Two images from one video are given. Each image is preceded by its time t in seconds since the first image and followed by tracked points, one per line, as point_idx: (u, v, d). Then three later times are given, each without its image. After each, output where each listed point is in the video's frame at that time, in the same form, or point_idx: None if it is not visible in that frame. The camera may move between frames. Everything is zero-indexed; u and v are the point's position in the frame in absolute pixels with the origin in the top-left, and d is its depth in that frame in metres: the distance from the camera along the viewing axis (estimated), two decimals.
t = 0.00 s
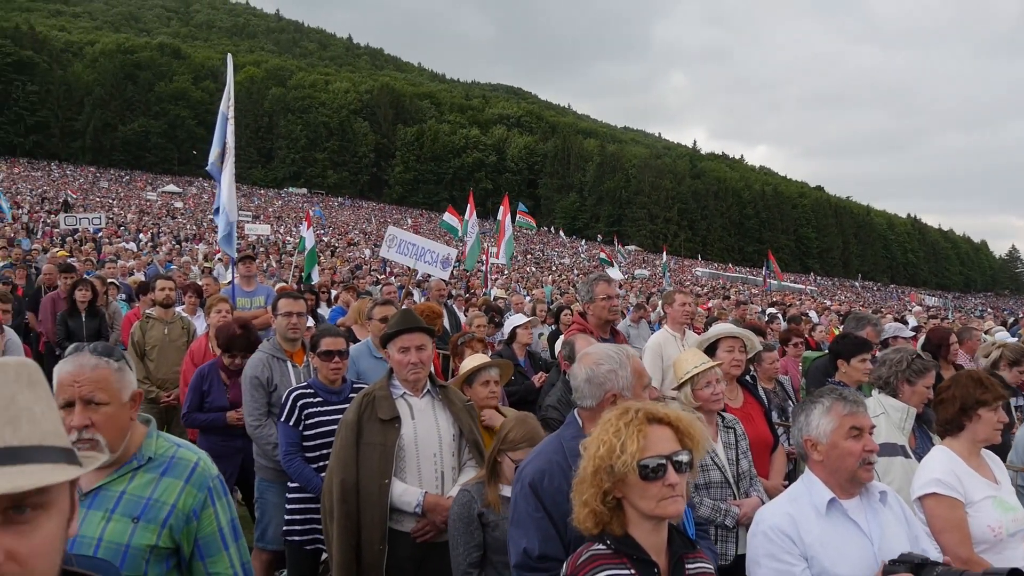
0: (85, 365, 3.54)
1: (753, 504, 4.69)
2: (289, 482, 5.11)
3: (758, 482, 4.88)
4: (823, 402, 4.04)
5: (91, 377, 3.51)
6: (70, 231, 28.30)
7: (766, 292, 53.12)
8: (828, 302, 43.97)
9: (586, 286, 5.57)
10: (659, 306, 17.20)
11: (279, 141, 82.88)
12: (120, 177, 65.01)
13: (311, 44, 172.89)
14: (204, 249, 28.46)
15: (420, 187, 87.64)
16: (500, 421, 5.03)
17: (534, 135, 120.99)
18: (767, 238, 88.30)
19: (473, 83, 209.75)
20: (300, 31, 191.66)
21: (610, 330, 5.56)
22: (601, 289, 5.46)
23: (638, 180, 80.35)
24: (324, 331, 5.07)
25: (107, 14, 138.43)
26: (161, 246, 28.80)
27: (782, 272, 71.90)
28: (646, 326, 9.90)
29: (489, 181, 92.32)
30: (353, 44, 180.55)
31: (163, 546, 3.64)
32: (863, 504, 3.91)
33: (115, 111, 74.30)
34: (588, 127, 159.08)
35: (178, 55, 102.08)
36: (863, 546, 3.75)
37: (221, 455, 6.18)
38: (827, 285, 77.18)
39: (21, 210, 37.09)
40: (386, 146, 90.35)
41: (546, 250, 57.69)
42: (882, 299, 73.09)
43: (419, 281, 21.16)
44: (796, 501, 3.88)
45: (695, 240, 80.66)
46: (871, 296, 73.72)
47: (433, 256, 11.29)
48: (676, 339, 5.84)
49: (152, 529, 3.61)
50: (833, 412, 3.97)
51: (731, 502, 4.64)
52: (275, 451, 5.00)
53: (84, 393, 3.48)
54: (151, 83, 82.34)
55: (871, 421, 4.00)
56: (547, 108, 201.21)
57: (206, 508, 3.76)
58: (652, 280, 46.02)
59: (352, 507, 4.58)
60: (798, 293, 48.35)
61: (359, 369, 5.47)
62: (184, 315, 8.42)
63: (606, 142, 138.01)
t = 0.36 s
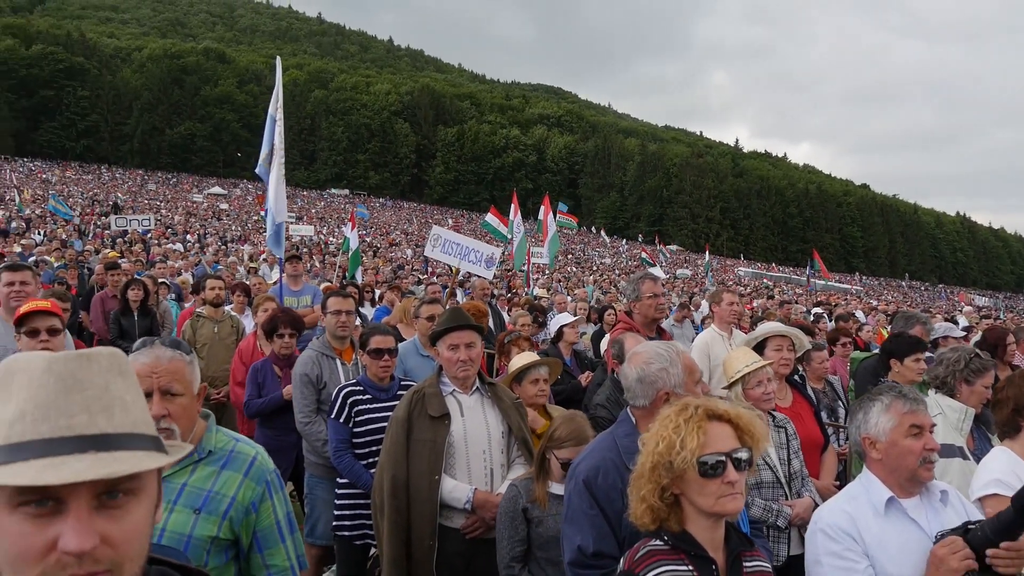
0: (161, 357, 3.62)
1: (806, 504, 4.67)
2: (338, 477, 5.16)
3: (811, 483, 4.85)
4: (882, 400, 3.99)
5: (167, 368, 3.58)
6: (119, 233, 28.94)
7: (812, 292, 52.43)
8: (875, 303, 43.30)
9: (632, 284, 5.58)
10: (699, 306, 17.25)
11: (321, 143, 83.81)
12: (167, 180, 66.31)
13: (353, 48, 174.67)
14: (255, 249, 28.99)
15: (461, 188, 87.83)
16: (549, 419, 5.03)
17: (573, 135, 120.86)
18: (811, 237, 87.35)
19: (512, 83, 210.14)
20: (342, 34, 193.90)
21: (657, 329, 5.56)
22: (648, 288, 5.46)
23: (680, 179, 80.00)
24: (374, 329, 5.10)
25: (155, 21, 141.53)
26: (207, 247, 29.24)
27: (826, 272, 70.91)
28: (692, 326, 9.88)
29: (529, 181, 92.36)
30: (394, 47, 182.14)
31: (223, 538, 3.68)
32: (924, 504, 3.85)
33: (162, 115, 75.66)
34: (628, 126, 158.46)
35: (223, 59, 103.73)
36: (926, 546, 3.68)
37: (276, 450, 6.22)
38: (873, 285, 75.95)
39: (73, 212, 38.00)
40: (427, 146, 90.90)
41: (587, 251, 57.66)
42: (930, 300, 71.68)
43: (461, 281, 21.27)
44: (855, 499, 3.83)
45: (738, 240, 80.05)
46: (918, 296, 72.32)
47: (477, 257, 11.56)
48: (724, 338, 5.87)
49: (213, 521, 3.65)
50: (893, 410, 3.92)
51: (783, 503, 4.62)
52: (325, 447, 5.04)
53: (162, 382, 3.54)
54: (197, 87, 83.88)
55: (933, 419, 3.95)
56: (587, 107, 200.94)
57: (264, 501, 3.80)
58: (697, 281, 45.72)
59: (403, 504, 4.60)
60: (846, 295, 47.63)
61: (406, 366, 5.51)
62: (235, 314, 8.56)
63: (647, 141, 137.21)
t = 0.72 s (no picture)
0: (236, 352, 3.70)
1: (869, 508, 4.60)
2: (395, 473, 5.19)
3: (873, 485, 4.77)
4: (956, 400, 3.93)
5: (242, 363, 3.67)
6: (175, 234, 29.68)
7: (867, 293, 51.54)
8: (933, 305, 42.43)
9: (687, 283, 5.58)
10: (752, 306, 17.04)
11: (370, 145, 85.12)
12: (221, 183, 67.91)
13: (400, 50, 176.47)
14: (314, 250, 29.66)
15: (508, 188, 88.07)
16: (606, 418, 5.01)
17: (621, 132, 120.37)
18: (864, 236, 85.92)
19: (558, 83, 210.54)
20: (390, 37, 196.49)
21: (711, 329, 5.55)
22: (702, 285, 5.45)
23: (729, 178, 79.29)
24: (429, 328, 5.13)
25: (209, 26, 144.76)
26: (263, 247, 29.93)
27: (879, 273, 69.61)
28: (744, 324, 9.81)
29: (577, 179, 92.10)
30: (440, 48, 183.56)
31: (290, 531, 3.72)
32: (999, 506, 3.76)
33: (214, 119, 77.83)
34: (675, 123, 157.42)
35: (274, 63, 105.77)
36: (1001, 548, 3.61)
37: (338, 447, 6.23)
38: (929, 284, 74.30)
39: (132, 214, 39.08)
40: (474, 147, 91.39)
41: (634, 250, 57.40)
42: (988, 300, 69.92)
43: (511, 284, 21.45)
44: (925, 500, 3.77)
45: (788, 239, 79.11)
46: (975, 297, 70.59)
47: (527, 256, 11.53)
48: (779, 337, 5.86)
49: (280, 514, 3.70)
50: (970, 410, 3.85)
51: (845, 505, 4.56)
52: (381, 444, 5.07)
53: (236, 377, 3.61)
54: (249, 90, 85.75)
55: (1009, 420, 3.87)
56: (634, 105, 200.12)
57: (328, 494, 3.83)
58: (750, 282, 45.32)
59: (460, 499, 4.61)
60: (906, 295, 46.70)
61: (460, 364, 5.54)
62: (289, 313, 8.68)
63: (695, 138, 135.69)
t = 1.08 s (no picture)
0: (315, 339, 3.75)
1: (948, 507, 4.48)
2: (462, 468, 5.22)
3: (953, 485, 4.64)
4: None
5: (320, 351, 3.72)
6: (238, 235, 30.52)
7: (935, 293, 50.32)
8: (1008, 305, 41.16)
9: (754, 278, 5.52)
10: (812, 304, 16.69)
11: (427, 146, 86.20)
12: (282, 185, 69.52)
13: (457, 51, 178.54)
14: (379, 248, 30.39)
15: (565, 187, 88.21)
16: (674, 415, 4.95)
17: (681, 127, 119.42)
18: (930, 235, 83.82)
19: (615, 82, 209.89)
20: (447, 39, 198.86)
21: (777, 324, 5.47)
22: (769, 280, 5.40)
23: (788, 176, 78.18)
24: (494, 322, 5.16)
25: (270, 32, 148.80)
26: (325, 246, 30.73)
27: (945, 272, 67.81)
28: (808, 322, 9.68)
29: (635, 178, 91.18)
30: (497, 49, 185.01)
31: (367, 519, 3.74)
32: None
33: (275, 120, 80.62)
34: (735, 122, 155.81)
35: (332, 66, 107.87)
36: None
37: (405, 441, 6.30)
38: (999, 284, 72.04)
39: (197, 215, 40.42)
40: (530, 147, 91.67)
41: (693, 250, 57.01)
42: None
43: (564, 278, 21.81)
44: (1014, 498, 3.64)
45: (850, 238, 77.63)
46: None
47: (587, 255, 13.25)
48: (847, 334, 5.80)
49: (357, 502, 3.72)
50: None
51: (923, 505, 4.45)
52: (448, 438, 5.10)
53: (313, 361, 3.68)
54: (308, 94, 87.77)
55: None
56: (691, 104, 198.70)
57: (404, 485, 3.84)
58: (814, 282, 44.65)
59: (527, 493, 4.59)
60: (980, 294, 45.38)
61: (524, 360, 5.55)
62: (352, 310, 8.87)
63: (753, 136, 133.85)
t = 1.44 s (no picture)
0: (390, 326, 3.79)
1: None
2: (527, 463, 5.23)
3: None
4: None
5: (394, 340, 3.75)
6: (302, 235, 31.43)
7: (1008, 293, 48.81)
8: None
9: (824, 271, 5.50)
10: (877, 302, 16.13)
11: (484, 145, 87.08)
12: (341, 186, 72.00)
13: (513, 50, 180.16)
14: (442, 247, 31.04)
15: (622, 186, 88.14)
16: (742, 411, 4.90)
17: (742, 122, 117.90)
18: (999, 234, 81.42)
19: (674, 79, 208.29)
20: (505, 38, 200.77)
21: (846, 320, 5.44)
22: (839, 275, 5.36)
23: (850, 173, 76.88)
24: (560, 317, 5.17)
25: (329, 35, 152.46)
26: (383, 246, 31.44)
27: (1016, 273, 65.73)
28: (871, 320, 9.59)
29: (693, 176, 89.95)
30: (554, 47, 185.67)
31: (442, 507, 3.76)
32: None
33: (335, 123, 83.60)
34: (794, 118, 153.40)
35: (390, 67, 109.86)
36: None
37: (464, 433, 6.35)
38: None
39: (262, 217, 41.77)
40: (587, 147, 91.79)
41: (752, 250, 56.41)
42: None
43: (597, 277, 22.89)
44: None
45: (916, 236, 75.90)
46: None
47: (649, 250, 14.46)
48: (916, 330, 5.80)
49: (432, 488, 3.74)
50: None
51: (1004, 506, 4.31)
52: (512, 433, 5.13)
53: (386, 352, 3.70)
54: (367, 96, 89.64)
55: None
56: (750, 100, 196.55)
57: (479, 477, 3.84)
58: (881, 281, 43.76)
59: (594, 486, 4.56)
60: None
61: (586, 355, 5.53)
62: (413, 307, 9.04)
63: (813, 133, 131.72)
